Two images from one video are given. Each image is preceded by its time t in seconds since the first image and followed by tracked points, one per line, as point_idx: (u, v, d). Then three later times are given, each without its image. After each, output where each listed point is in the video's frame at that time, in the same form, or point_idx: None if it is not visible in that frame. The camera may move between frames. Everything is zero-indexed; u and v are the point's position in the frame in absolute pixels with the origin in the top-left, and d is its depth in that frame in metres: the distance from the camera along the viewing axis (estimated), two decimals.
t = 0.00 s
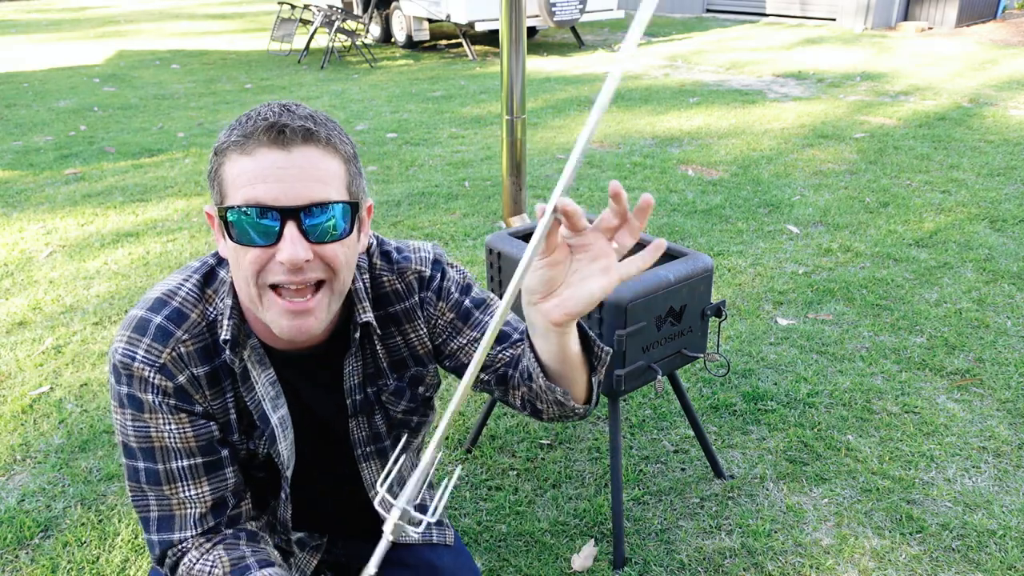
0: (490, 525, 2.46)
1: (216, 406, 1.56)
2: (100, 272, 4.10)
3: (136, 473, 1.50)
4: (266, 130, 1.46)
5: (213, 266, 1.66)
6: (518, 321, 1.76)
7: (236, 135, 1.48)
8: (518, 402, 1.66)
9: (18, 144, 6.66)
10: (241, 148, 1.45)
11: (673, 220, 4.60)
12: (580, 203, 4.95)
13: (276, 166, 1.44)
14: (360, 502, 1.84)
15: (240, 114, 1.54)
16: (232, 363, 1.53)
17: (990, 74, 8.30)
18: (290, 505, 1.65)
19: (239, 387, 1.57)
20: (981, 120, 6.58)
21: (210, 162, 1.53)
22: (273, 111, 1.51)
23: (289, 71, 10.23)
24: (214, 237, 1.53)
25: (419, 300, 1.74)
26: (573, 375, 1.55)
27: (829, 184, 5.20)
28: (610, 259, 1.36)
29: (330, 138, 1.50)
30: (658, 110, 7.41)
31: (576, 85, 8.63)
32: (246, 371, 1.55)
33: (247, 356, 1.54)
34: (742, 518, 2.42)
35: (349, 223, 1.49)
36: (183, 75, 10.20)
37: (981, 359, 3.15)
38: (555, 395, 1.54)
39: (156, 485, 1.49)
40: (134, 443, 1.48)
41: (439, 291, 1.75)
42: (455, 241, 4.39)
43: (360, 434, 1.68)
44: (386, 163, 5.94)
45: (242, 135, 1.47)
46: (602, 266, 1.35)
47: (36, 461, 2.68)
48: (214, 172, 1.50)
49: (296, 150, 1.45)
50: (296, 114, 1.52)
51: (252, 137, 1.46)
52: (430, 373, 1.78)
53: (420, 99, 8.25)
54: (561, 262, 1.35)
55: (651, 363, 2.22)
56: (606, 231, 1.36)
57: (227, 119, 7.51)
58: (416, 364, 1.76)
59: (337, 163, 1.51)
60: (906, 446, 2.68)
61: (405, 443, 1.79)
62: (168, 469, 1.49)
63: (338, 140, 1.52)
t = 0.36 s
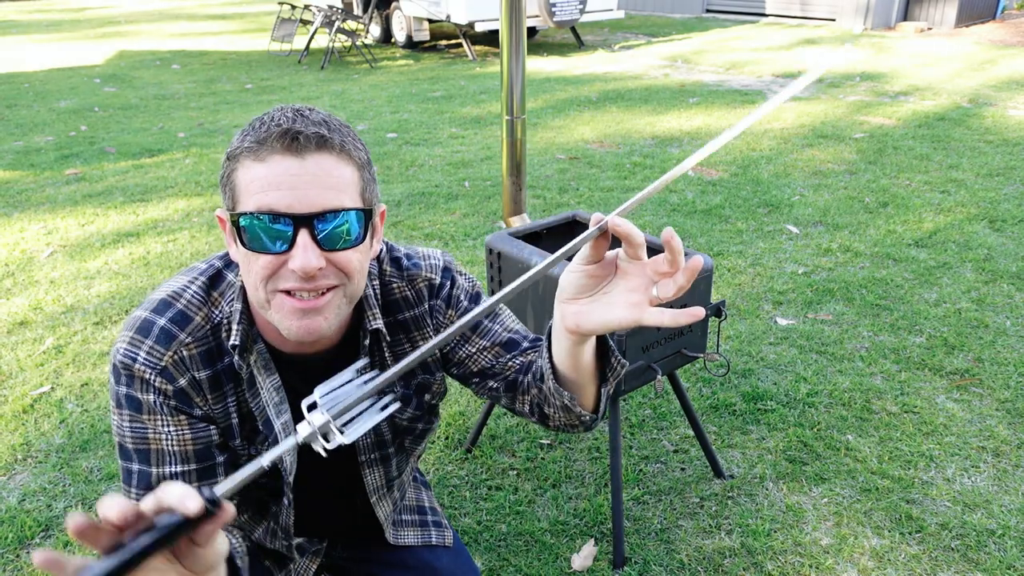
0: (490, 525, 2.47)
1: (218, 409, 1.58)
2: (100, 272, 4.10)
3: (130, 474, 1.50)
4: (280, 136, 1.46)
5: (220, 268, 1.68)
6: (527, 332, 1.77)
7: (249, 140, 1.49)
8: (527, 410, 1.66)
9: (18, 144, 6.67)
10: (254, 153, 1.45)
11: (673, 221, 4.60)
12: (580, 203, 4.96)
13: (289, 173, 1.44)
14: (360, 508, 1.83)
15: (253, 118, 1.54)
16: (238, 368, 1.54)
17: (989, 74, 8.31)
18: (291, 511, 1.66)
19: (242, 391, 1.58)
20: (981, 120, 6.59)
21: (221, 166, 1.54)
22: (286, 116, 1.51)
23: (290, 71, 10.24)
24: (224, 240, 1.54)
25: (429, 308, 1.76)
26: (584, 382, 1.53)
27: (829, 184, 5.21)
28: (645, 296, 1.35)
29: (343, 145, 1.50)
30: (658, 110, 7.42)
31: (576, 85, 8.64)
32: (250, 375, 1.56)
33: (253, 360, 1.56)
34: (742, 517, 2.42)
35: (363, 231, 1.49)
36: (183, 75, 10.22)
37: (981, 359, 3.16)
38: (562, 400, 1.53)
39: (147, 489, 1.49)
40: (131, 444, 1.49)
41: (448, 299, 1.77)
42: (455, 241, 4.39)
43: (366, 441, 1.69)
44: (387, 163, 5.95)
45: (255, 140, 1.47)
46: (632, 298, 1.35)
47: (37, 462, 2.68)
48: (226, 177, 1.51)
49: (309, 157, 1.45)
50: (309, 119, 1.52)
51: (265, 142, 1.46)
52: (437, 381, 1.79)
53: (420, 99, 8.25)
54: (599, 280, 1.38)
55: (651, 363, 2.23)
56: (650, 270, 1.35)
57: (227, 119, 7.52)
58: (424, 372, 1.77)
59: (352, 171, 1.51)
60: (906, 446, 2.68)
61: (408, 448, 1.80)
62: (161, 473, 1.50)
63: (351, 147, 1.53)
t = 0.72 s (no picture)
0: (490, 525, 2.46)
1: (208, 401, 1.57)
2: (100, 272, 4.10)
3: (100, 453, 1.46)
4: (295, 132, 1.47)
5: (228, 259, 1.68)
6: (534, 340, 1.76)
7: (265, 135, 1.50)
8: (528, 418, 1.65)
9: (18, 144, 6.66)
10: (270, 149, 1.47)
11: (673, 221, 4.60)
12: (580, 203, 4.95)
13: (303, 169, 1.44)
14: (361, 507, 1.82)
15: (271, 114, 1.55)
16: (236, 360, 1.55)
17: (990, 74, 8.30)
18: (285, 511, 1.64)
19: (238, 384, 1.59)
20: (981, 120, 6.58)
21: (238, 161, 1.55)
22: (303, 113, 1.52)
23: (289, 71, 10.23)
24: (237, 235, 1.55)
25: (436, 313, 1.75)
26: (582, 393, 1.53)
27: (829, 184, 5.20)
28: (641, 309, 1.35)
29: (357, 143, 1.51)
30: (658, 110, 7.41)
31: (576, 85, 8.63)
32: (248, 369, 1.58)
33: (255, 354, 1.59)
34: (742, 517, 2.42)
35: (374, 229, 1.48)
36: (183, 75, 10.21)
37: (981, 359, 3.15)
38: (560, 408, 1.52)
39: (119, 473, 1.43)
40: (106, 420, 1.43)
41: (455, 305, 1.76)
42: (454, 241, 4.38)
43: (365, 442, 1.68)
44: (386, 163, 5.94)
45: (270, 136, 1.48)
46: (630, 309, 1.35)
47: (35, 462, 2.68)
48: (242, 171, 1.52)
49: (323, 154, 1.46)
50: (325, 117, 1.52)
51: (281, 138, 1.47)
52: (440, 386, 1.78)
53: (420, 99, 8.25)
54: (596, 288, 1.38)
55: (651, 363, 2.23)
56: (649, 282, 1.35)
57: (227, 119, 7.51)
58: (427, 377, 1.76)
59: (365, 169, 1.51)
60: (906, 446, 2.68)
61: (407, 450, 1.80)
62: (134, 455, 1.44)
63: (365, 146, 1.53)
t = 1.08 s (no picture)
0: (490, 525, 2.46)
1: (209, 396, 1.57)
2: (100, 272, 4.10)
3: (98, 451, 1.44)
4: (296, 128, 1.47)
5: (229, 256, 1.68)
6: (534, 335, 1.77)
7: (266, 130, 1.50)
8: (529, 412, 1.65)
9: (18, 144, 6.66)
10: (271, 144, 1.47)
11: (673, 221, 4.60)
12: (580, 203, 4.95)
13: (304, 164, 1.45)
14: (362, 505, 1.82)
15: (272, 109, 1.55)
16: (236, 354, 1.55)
17: (990, 74, 8.30)
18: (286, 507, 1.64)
19: (237, 378, 1.59)
20: (981, 120, 6.58)
21: (238, 156, 1.55)
22: (304, 109, 1.52)
23: (289, 71, 10.23)
24: (238, 230, 1.54)
25: (436, 308, 1.75)
26: (584, 385, 1.54)
27: (829, 184, 5.20)
28: (642, 303, 1.36)
29: (358, 139, 1.51)
30: (658, 110, 7.41)
31: (576, 85, 8.63)
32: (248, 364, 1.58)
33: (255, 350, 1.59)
34: (742, 518, 2.42)
35: (374, 224, 1.48)
36: (183, 75, 10.20)
37: (981, 359, 3.15)
38: (562, 401, 1.53)
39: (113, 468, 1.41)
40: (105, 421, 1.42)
41: (455, 299, 1.76)
42: (454, 241, 4.38)
43: (366, 438, 1.68)
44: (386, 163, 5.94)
45: (271, 131, 1.48)
46: (630, 303, 1.36)
47: (36, 462, 2.68)
48: (242, 166, 1.52)
49: (325, 149, 1.46)
50: (326, 112, 1.53)
51: (282, 134, 1.47)
52: (440, 381, 1.78)
53: (420, 99, 8.24)
54: (597, 282, 1.38)
55: (651, 363, 2.22)
56: (650, 277, 1.35)
57: (227, 119, 7.51)
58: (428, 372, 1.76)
59: (365, 164, 1.51)
60: (906, 446, 2.68)
61: (407, 447, 1.80)
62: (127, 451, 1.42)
63: (366, 141, 1.53)
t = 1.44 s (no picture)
0: (490, 525, 2.46)
1: (209, 394, 1.57)
2: (100, 272, 4.10)
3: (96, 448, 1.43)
4: (298, 124, 1.47)
5: (229, 254, 1.69)
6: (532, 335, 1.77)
7: (268, 127, 1.50)
8: (528, 411, 1.65)
9: (18, 144, 6.66)
10: (273, 140, 1.47)
11: (673, 221, 4.59)
12: (580, 203, 4.95)
13: (306, 161, 1.45)
14: (360, 505, 1.82)
15: (275, 107, 1.55)
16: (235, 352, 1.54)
17: (990, 74, 8.30)
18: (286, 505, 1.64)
19: (236, 376, 1.59)
20: (981, 120, 6.58)
21: (241, 152, 1.55)
22: (306, 105, 1.52)
23: (289, 71, 10.23)
24: (239, 228, 1.55)
25: (435, 307, 1.75)
26: (581, 386, 1.54)
27: (829, 184, 5.20)
28: (637, 305, 1.35)
29: (360, 136, 1.51)
30: (658, 110, 7.41)
31: (576, 85, 8.63)
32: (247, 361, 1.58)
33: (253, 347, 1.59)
34: (742, 518, 2.42)
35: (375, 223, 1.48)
36: (183, 75, 10.20)
37: (981, 359, 3.15)
38: (559, 402, 1.52)
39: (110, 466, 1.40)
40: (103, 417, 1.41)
41: (454, 299, 1.76)
42: (454, 241, 4.38)
43: (365, 437, 1.68)
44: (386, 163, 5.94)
45: (273, 128, 1.48)
46: (623, 305, 1.36)
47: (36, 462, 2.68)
48: (245, 163, 1.52)
49: (326, 146, 1.46)
50: (328, 109, 1.53)
51: (284, 130, 1.47)
52: (439, 381, 1.77)
53: (420, 99, 8.24)
54: (593, 284, 1.39)
55: (651, 363, 2.23)
56: (644, 279, 1.35)
57: (227, 119, 7.51)
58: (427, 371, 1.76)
59: (366, 162, 1.51)
60: (906, 446, 2.68)
61: (406, 447, 1.80)
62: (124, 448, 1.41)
63: (367, 139, 1.53)
